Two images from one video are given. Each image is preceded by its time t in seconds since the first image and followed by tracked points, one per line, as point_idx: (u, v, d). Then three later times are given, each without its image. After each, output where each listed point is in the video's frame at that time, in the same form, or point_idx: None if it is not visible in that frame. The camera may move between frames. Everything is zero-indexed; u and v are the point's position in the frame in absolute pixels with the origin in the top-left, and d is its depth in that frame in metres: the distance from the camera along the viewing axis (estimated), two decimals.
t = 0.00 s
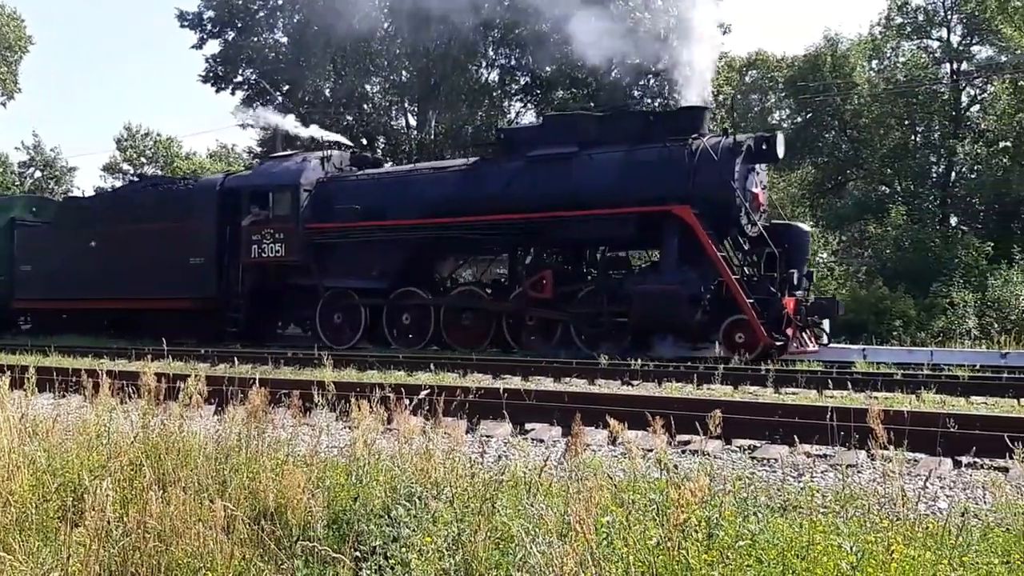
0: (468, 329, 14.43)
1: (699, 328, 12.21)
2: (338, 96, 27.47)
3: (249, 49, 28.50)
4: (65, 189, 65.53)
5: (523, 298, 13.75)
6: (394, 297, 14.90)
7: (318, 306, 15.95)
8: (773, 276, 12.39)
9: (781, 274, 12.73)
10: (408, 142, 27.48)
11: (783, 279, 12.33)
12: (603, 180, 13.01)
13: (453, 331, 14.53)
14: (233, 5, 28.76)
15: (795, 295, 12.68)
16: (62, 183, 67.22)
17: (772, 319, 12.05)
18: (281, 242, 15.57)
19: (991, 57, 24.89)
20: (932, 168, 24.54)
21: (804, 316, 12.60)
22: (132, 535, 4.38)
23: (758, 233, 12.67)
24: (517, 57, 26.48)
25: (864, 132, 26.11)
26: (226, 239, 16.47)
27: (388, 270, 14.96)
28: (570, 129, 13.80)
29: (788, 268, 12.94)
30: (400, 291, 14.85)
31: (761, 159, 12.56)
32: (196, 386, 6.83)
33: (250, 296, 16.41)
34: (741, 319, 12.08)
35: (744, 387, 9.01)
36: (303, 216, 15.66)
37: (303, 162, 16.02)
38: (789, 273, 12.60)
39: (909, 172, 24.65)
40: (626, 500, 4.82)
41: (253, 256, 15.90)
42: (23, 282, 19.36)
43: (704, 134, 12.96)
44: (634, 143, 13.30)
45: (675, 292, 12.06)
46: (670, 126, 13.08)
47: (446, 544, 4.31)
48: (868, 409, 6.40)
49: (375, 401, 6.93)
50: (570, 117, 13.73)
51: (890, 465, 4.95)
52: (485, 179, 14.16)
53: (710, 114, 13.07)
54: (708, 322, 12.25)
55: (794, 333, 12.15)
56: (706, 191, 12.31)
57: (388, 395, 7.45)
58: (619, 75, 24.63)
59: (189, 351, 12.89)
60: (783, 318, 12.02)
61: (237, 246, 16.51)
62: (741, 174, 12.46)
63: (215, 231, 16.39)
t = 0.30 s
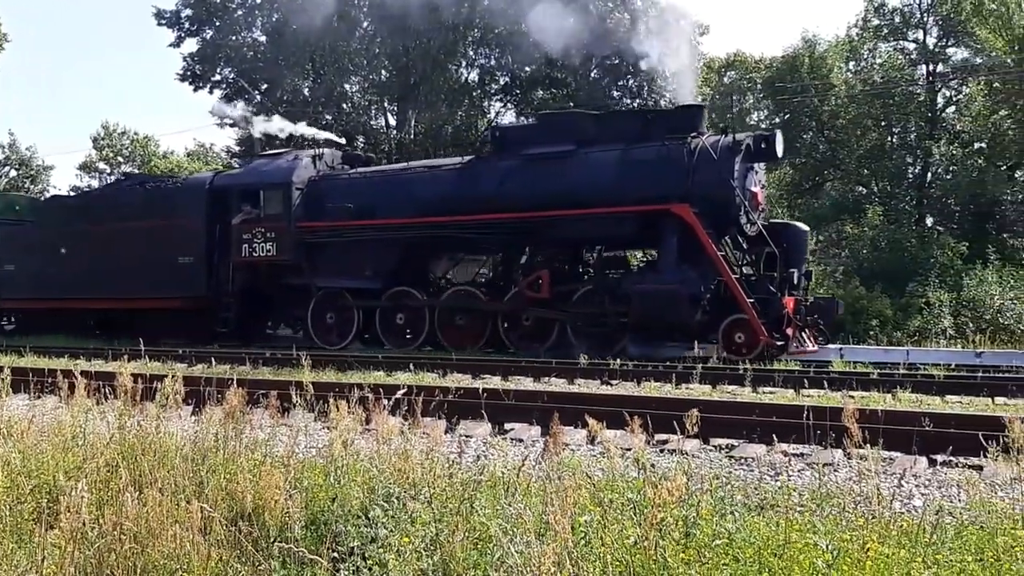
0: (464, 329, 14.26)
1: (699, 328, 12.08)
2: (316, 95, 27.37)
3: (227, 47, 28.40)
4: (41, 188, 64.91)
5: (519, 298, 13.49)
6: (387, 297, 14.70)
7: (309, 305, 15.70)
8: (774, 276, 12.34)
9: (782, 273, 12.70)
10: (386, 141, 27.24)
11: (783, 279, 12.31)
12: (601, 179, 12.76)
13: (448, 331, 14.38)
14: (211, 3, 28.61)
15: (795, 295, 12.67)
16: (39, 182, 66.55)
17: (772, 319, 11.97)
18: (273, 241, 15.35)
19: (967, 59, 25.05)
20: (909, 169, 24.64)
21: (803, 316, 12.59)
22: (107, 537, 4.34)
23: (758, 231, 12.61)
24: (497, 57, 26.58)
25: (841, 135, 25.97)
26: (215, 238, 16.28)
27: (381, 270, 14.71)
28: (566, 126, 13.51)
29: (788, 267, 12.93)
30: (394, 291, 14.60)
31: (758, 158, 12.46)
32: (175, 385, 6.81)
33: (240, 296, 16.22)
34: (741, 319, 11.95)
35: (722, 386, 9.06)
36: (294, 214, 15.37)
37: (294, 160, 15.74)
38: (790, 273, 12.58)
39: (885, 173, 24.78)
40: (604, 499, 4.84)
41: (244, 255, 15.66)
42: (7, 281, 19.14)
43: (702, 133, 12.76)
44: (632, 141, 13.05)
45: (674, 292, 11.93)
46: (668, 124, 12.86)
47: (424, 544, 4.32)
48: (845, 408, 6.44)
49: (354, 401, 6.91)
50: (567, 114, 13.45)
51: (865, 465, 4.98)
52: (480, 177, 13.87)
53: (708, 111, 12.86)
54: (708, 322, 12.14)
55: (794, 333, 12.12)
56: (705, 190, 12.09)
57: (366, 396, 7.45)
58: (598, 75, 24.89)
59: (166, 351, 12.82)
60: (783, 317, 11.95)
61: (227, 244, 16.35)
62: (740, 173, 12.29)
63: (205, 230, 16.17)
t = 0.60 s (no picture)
0: (461, 330, 13.91)
1: (698, 327, 11.92)
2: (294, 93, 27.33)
3: (204, 44, 28.35)
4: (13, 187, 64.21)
5: (520, 297, 13.25)
6: (382, 296, 14.49)
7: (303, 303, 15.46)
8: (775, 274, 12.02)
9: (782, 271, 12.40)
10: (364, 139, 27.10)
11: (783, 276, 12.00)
12: (601, 177, 12.52)
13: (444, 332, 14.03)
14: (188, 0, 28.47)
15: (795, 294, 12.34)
16: (10, 181, 65.81)
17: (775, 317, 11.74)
18: (265, 239, 15.02)
19: (944, 60, 24.79)
20: (885, 168, 24.79)
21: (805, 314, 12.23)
22: (80, 537, 4.31)
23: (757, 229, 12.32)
24: (476, 55, 26.49)
25: (818, 134, 25.89)
26: (206, 237, 15.89)
27: (378, 267, 14.44)
28: (564, 123, 13.27)
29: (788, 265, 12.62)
30: (391, 290, 14.37)
31: (759, 155, 12.23)
32: (149, 385, 6.76)
33: (230, 296, 15.81)
34: (742, 318, 11.78)
35: (700, 384, 9.08)
36: (286, 212, 15.02)
37: (287, 157, 15.34)
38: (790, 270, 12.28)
39: (862, 172, 24.86)
40: (581, 498, 4.85)
41: (235, 254, 15.33)
42: None
43: (702, 129, 12.56)
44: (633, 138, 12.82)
45: (675, 290, 11.71)
46: (669, 121, 12.65)
47: (400, 542, 4.31)
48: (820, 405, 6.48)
49: (331, 400, 6.87)
50: (565, 111, 13.22)
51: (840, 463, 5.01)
52: (477, 175, 13.58)
53: (708, 108, 12.69)
54: (709, 320, 11.95)
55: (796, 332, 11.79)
56: (707, 188, 11.86)
57: (344, 395, 7.43)
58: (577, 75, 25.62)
59: (142, 351, 12.69)
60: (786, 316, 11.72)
61: (218, 243, 15.95)
62: (741, 170, 12.09)
63: (195, 227, 15.74)
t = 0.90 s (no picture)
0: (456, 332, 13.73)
1: (698, 326, 11.71)
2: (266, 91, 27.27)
3: (176, 42, 28.20)
4: None
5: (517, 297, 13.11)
6: (374, 295, 14.29)
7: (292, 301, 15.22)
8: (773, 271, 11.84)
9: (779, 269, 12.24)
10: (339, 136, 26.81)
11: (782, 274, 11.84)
12: (597, 175, 12.40)
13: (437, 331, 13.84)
14: None
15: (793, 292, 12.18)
16: None
17: (774, 316, 11.55)
18: (253, 238, 14.86)
19: (913, 60, 24.90)
20: (856, 168, 24.89)
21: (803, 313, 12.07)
22: (48, 538, 4.27)
23: (755, 226, 12.19)
24: (450, 54, 26.37)
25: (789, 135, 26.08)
26: (193, 234, 15.65)
27: (366, 266, 14.34)
28: (560, 120, 13.12)
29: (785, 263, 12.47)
30: (385, 289, 14.18)
31: (757, 153, 12.11)
32: (119, 384, 6.70)
33: (218, 295, 15.56)
34: (742, 316, 11.58)
35: (673, 382, 9.12)
36: (275, 210, 14.86)
37: (275, 154, 15.22)
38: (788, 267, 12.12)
39: (833, 171, 24.93)
40: (555, 497, 4.86)
41: (222, 251, 15.14)
42: None
43: (699, 127, 12.43)
44: (629, 136, 12.68)
45: (674, 289, 11.55)
46: (665, 119, 12.51)
47: (372, 543, 4.29)
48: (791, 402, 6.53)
49: (303, 401, 6.84)
50: (561, 108, 13.08)
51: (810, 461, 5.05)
52: (471, 173, 13.45)
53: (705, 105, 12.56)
54: (707, 319, 11.75)
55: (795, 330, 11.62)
56: (705, 186, 11.74)
57: (316, 394, 7.40)
58: (552, 73, 25.42)
59: (113, 351, 12.56)
60: (785, 315, 11.53)
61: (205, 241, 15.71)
62: (739, 169, 11.98)
63: (182, 225, 15.53)
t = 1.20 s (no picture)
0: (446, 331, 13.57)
1: (692, 322, 11.67)
2: (233, 87, 27.08)
3: (141, 37, 27.90)
4: None
5: (509, 292, 13.03)
6: (362, 290, 14.07)
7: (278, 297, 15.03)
8: (767, 268, 11.77)
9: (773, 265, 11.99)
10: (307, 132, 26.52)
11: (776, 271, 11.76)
12: (589, 170, 12.23)
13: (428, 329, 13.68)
14: None
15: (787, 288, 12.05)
16: None
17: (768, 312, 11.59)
18: (236, 234, 14.52)
19: (879, 59, 24.83)
20: (821, 165, 25.05)
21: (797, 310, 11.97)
22: (10, 540, 4.25)
23: (748, 222, 12.04)
24: (419, 50, 26.38)
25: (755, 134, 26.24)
26: (173, 231, 15.23)
27: (351, 263, 14.10)
28: (550, 115, 12.97)
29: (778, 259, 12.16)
30: (373, 286, 13.98)
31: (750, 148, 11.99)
32: (82, 383, 6.63)
33: (201, 292, 15.27)
34: (736, 312, 11.55)
35: (640, 378, 9.18)
36: (258, 207, 14.52)
37: (258, 149, 14.90)
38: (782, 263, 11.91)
39: (797, 169, 25.03)
40: (520, 493, 4.88)
41: (204, 248, 14.78)
42: None
43: (691, 123, 12.34)
44: (620, 131, 12.56)
45: (668, 285, 11.52)
46: (657, 115, 12.44)
47: (337, 539, 4.28)
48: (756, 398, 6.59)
49: (269, 398, 6.80)
50: (551, 103, 12.93)
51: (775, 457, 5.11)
52: (459, 167, 13.22)
53: (697, 101, 12.47)
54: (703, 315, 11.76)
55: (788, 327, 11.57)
56: (699, 182, 11.63)
57: (281, 393, 7.37)
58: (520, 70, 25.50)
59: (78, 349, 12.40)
60: (779, 310, 11.51)
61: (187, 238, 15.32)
62: (733, 164, 11.84)
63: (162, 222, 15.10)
